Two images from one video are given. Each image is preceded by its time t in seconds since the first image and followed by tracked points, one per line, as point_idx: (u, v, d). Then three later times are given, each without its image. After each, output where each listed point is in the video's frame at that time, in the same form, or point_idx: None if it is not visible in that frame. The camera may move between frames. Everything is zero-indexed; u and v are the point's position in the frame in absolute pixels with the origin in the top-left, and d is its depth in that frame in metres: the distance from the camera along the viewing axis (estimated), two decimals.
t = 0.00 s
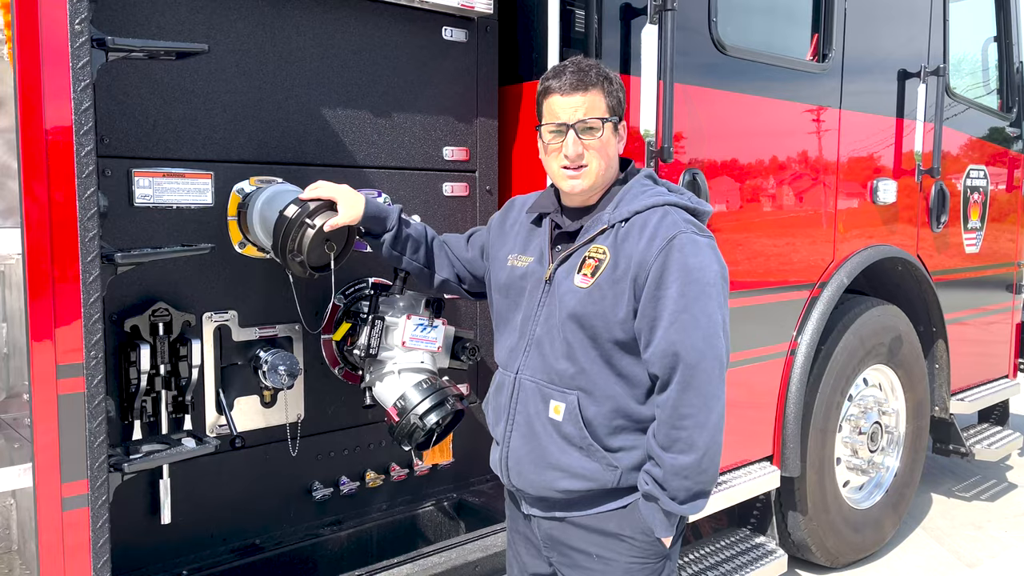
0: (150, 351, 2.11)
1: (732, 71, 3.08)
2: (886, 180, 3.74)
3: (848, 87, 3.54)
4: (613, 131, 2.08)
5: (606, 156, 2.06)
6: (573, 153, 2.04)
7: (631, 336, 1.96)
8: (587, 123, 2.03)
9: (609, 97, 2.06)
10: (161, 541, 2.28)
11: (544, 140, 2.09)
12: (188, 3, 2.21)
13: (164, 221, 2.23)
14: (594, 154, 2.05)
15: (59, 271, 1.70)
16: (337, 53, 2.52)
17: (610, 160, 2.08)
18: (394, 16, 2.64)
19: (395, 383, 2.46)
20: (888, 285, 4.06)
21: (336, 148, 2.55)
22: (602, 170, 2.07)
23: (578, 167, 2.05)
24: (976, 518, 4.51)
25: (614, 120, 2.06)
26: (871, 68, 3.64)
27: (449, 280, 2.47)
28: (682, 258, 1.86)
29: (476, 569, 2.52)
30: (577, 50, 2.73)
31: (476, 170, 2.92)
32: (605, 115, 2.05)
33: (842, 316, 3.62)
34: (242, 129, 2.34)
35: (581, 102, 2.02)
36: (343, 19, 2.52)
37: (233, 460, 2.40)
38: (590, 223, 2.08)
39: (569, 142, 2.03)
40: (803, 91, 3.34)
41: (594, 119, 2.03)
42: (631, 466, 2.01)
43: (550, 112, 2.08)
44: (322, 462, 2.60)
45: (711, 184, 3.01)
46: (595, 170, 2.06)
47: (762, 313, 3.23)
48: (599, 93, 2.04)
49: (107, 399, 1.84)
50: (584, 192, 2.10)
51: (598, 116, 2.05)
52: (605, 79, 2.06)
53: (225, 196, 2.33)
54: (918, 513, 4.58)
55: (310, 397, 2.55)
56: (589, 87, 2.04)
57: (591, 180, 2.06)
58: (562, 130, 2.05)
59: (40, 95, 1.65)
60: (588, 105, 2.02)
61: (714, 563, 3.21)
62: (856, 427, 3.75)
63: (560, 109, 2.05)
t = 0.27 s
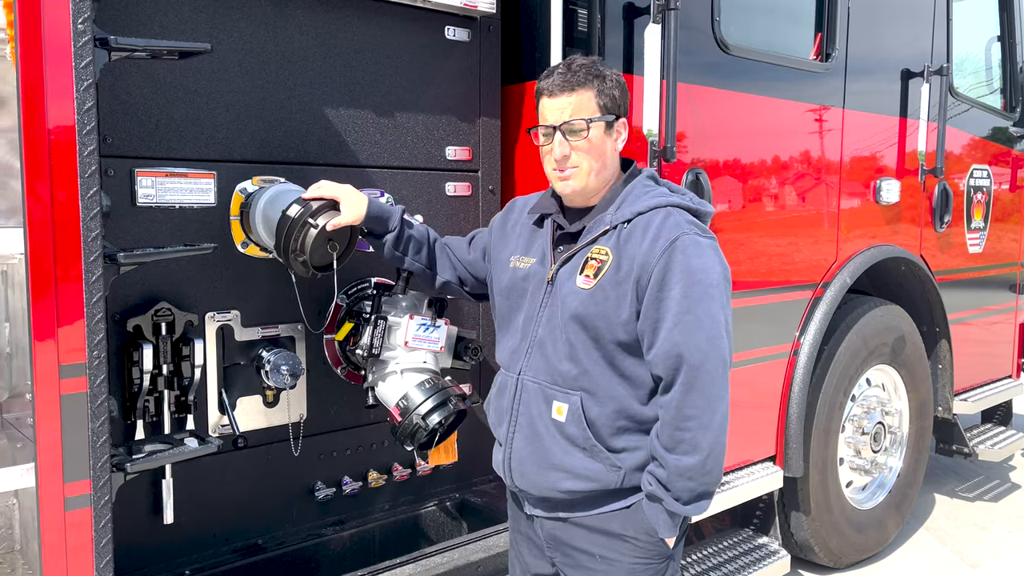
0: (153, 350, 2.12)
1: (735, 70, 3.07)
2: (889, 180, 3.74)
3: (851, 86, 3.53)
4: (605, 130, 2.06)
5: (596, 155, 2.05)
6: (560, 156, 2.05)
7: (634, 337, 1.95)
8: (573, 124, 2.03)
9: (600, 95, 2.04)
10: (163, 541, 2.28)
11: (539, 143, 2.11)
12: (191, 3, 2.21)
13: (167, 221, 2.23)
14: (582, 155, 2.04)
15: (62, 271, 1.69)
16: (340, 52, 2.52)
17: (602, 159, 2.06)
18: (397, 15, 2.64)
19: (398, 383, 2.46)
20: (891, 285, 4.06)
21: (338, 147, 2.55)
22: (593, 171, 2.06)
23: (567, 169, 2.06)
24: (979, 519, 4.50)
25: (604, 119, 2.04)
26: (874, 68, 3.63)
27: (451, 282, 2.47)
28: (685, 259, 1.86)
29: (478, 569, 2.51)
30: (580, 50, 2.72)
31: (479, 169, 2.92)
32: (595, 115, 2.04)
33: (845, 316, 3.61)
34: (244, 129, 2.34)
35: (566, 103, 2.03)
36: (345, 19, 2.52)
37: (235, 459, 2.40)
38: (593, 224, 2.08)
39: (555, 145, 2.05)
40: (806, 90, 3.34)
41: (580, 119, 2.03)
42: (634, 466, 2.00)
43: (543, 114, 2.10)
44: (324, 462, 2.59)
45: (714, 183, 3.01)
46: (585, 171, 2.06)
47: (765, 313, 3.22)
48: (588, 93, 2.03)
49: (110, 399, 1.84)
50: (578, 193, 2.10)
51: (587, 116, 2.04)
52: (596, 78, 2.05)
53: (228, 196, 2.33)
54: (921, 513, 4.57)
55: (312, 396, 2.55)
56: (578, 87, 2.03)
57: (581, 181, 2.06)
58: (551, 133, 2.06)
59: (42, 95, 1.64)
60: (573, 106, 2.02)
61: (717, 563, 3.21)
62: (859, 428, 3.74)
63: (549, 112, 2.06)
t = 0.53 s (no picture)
0: (155, 349, 2.11)
1: (739, 69, 3.06)
2: (893, 179, 3.73)
3: (854, 86, 3.52)
4: (590, 132, 2.05)
5: (580, 158, 2.06)
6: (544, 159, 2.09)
7: (631, 337, 1.95)
8: (554, 128, 2.06)
9: (585, 99, 2.04)
10: (166, 540, 2.28)
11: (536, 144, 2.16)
12: (193, 2, 2.21)
13: (169, 220, 2.23)
14: (563, 158, 2.07)
15: (65, 270, 1.69)
16: (343, 51, 2.52)
17: (590, 161, 2.07)
18: (399, 15, 2.64)
19: (400, 383, 2.46)
20: (894, 284, 4.05)
21: (341, 147, 2.54)
22: (577, 174, 2.08)
23: (553, 172, 2.10)
24: (983, 519, 4.49)
25: (589, 122, 2.04)
26: (877, 67, 3.62)
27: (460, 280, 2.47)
28: (682, 261, 1.85)
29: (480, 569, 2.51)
30: (583, 49, 2.72)
31: (482, 169, 2.91)
32: (579, 118, 2.04)
33: (848, 315, 3.60)
34: (247, 128, 2.34)
35: (549, 108, 2.06)
36: (348, 19, 2.52)
37: (238, 459, 2.40)
38: (595, 223, 2.08)
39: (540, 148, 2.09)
40: (809, 89, 3.33)
41: (560, 124, 2.05)
42: (629, 467, 2.00)
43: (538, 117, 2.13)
44: (326, 462, 2.59)
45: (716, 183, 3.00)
46: (569, 174, 2.08)
47: (768, 313, 3.22)
48: (573, 96, 2.04)
49: (112, 398, 1.84)
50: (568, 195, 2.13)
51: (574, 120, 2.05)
52: (584, 81, 2.05)
53: (230, 195, 2.33)
54: (924, 513, 4.56)
55: (315, 396, 2.55)
56: (563, 91, 2.05)
57: (565, 184, 2.09)
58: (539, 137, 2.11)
59: (44, 95, 1.65)
60: (554, 111, 2.05)
61: (720, 563, 3.20)
62: (862, 427, 3.73)
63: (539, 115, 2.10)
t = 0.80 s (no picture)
0: (157, 349, 2.12)
1: (742, 68, 3.06)
2: (896, 178, 3.72)
3: (857, 85, 3.52)
4: (627, 122, 2.06)
5: (619, 145, 2.05)
6: (585, 142, 2.04)
7: (639, 337, 1.94)
8: (599, 111, 2.03)
9: (622, 87, 2.05)
10: (168, 540, 2.28)
11: (560, 134, 2.10)
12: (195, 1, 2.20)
13: (171, 220, 2.22)
14: (606, 143, 2.04)
15: (65, 270, 1.69)
16: (345, 51, 2.51)
17: (624, 150, 2.06)
18: (401, 14, 2.63)
19: (402, 383, 2.46)
20: (897, 283, 4.05)
21: (343, 146, 2.54)
22: (616, 161, 2.05)
23: (590, 157, 2.05)
24: (986, 519, 4.48)
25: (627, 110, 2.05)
26: (880, 66, 3.61)
27: (464, 278, 2.46)
28: (691, 260, 1.85)
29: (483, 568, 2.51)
30: (585, 48, 2.72)
31: (484, 168, 2.91)
32: (617, 105, 2.04)
33: (850, 315, 3.59)
34: (248, 127, 2.34)
35: (592, 92, 2.03)
36: (350, 18, 2.52)
37: (239, 458, 2.39)
38: (604, 223, 2.07)
39: (580, 131, 2.04)
40: (812, 88, 3.32)
41: (605, 107, 2.03)
42: (633, 466, 2.00)
43: (564, 105, 2.09)
44: (328, 462, 2.59)
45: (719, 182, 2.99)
46: (607, 161, 2.05)
47: (770, 313, 3.21)
48: (611, 84, 2.04)
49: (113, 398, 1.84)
50: (599, 185, 2.08)
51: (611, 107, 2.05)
52: (617, 72, 2.07)
53: (231, 195, 2.33)
54: (928, 513, 4.55)
55: (317, 396, 2.55)
56: (600, 78, 2.05)
57: (605, 170, 2.05)
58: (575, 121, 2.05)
59: (45, 94, 1.64)
60: (596, 95, 2.03)
61: (722, 563, 3.19)
62: (865, 427, 3.72)
63: (571, 101, 2.06)
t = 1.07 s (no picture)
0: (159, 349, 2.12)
1: (745, 67, 3.05)
2: (899, 177, 3.71)
3: (861, 84, 3.51)
4: (626, 123, 2.05)
5: (621, 149, 2.04)
6: (585, 151, 2.03)
7: (664, 339, 1.94)
8: (595, 118, 2.02)
9: (616, 89, 2.04)
10: (170, 540, 2.28)
11: (560, 143, 2.09)
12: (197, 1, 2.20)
13: (173, 220, 2.22)
14: (607, 149, 2.03)
15: (67, 269, 1.69)
16: (347, 50, 2.51)
17: (626, 152, 2.06)
18: (403, 13, 2.63)
19: (405, 382, 2.45)
20: (900, 283, 4.04)
21: (345, 145, 2.54)
22: (620, 165, 2.05)
23: (594, 165, 2.05)
24: (989, 518, 4.47)
25: (624, 112, 2.04)
26: (884, 64, 3.60)
27: (461, 279, 2.45)
28: (720, 262, 1.86)
29: (486, 569, 2.51)
30: (588, 47, 2.73)
31: (486, 167, 2.90)
32: (613, 109, 2.03)
33: (853, 315, 3.58)
34: (250, 127, 2.34)
35: (585, 99, 2.02)
36: (352, 17, 2.51)
37: (242, 458, 2.39)
38: (621, 223, 2.05)
39: (579, 141, 2.03)
40: (815, 87, 3.31)
41: (601, 113, 2.02)
42: (657, 466, 2.01)
43: (561, 113, 2.09)
44: (331, 461, 2.59)
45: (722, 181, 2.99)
46: (612, 166, 2.05)
47: (773, 312, 3.20)
48: (605, 88, 2.03)
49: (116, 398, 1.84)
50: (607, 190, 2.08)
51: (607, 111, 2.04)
52: (610, 73, 2.05)
53: (234, 194, 2.32)
54: (931, 513, 4.54)
55: (319, 396, 2.55)
56: (593, 82, 2.04)
57: (610, 176, 2.05)
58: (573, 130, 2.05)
59: (47, 93, 1.64)
60: (590, 102, 2.02)
61: (725, 563, 3.19)
62: (868, 427, 3.72)
63: (567, 110, 2.06)
